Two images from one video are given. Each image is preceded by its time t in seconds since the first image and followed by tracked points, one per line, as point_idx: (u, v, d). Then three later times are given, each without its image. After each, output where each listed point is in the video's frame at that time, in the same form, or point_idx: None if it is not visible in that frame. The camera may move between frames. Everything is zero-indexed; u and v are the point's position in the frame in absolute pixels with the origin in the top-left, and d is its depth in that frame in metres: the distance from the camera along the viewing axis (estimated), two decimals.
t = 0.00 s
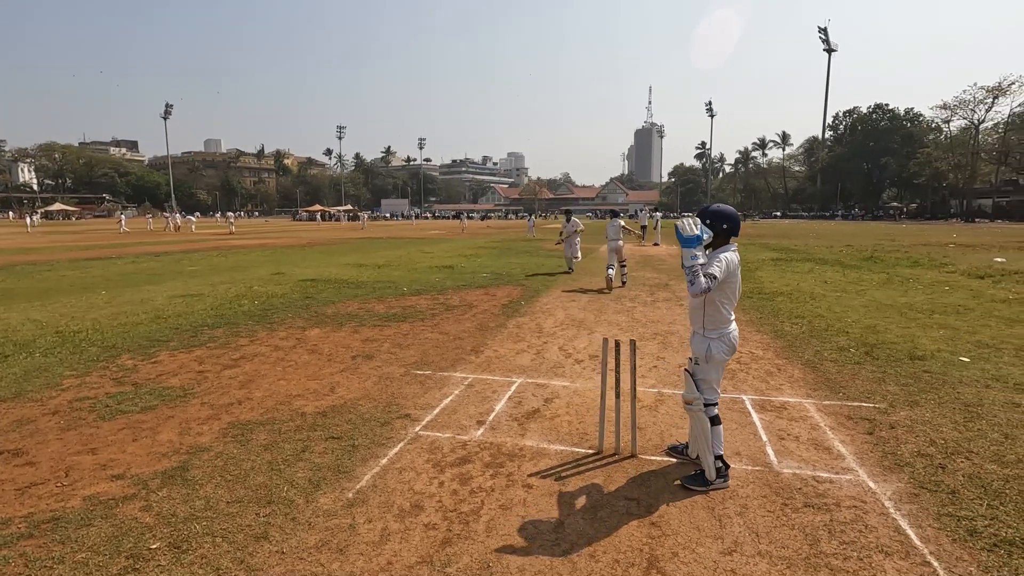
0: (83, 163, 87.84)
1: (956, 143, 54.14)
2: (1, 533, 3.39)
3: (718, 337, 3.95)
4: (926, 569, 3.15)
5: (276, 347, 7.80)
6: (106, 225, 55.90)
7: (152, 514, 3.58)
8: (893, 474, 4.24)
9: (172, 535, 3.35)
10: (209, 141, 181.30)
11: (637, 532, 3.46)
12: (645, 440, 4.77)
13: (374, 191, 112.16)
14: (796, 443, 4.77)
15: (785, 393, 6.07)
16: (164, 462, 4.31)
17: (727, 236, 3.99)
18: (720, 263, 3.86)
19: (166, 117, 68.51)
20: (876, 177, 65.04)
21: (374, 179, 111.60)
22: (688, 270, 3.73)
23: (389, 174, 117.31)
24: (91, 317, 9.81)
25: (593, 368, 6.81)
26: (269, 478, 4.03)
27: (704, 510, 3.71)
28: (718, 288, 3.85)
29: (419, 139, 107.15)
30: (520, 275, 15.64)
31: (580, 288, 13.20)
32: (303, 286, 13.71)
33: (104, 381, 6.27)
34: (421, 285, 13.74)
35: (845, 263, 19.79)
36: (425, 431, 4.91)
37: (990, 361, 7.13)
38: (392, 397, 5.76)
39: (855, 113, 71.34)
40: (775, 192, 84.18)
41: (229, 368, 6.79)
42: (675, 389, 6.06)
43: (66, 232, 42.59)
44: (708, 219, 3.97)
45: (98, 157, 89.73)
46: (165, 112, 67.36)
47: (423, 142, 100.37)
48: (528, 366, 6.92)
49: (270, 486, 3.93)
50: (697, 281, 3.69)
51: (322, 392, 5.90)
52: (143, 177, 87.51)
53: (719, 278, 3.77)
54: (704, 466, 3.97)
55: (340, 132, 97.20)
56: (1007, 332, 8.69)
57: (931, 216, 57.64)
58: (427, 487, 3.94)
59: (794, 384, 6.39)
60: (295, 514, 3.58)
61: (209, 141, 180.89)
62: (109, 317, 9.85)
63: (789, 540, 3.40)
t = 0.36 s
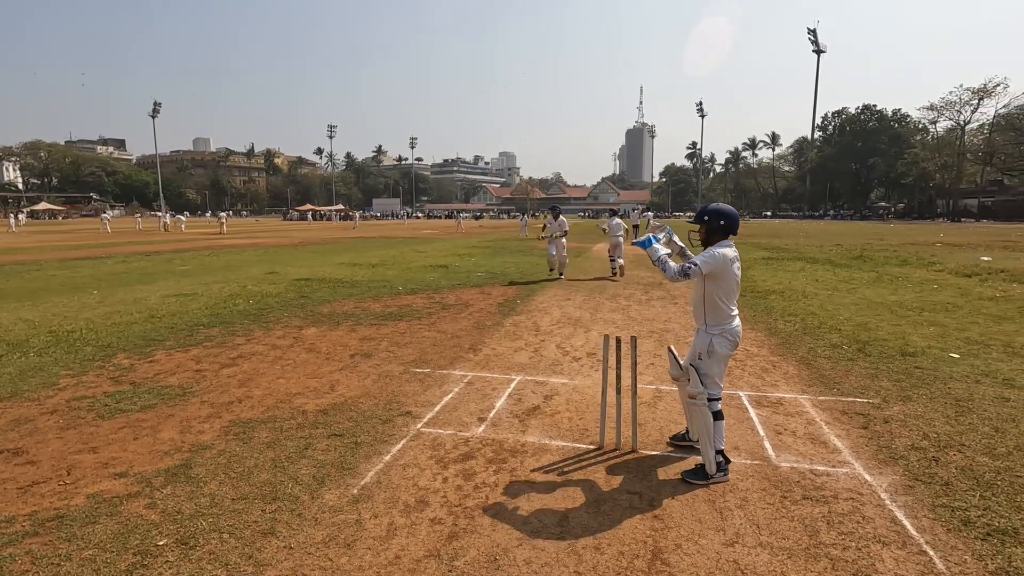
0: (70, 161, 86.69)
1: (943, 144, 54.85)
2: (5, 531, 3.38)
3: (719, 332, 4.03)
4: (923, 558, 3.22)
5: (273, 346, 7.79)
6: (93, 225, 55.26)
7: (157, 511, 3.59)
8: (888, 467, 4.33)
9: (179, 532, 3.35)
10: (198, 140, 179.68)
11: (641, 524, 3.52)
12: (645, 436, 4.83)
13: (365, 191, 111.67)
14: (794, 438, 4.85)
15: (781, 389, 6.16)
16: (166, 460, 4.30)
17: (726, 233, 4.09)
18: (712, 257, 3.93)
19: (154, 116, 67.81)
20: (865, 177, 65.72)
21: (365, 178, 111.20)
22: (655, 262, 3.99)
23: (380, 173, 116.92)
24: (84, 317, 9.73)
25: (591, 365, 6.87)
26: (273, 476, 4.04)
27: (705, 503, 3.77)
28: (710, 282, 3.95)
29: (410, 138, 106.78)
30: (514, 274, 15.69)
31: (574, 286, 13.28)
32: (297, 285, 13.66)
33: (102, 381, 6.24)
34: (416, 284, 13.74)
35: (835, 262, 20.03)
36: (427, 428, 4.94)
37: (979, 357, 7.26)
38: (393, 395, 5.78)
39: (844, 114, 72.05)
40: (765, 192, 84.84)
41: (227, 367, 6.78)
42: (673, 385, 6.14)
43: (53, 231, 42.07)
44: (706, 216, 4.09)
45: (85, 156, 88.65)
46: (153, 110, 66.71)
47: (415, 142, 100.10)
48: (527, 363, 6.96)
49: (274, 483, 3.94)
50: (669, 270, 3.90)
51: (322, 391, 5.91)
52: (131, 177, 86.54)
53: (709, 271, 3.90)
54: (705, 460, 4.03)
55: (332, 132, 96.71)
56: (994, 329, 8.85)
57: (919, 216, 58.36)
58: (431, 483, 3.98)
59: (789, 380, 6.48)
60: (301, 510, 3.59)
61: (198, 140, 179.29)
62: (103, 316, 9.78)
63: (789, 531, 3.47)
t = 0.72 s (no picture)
0: (64, 161, 86.23)
1: (938, 144, 55.13)
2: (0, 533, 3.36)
3: (709, 327, 4.06)
4: (920, 555, 3.24)
5: (270, 346, 7.77)
6: (88, 224, 54.90)
7: (155, 511, 3.58)
8: (885, 465, 4.35)
9: (177, 532, 3.34)
10: (193, 140, 179.09)
11: (639, 523, 3.52)
12: (643, 435, 4.84)
13: (361, 191, 111.38)
14: (790, 437, 4.87)
15: (778, 388, 6.17)
16: (163, 460, 4.29)
17: (712, 233, 4.13)
18: (695, 252, 3.99)
19: (150, 115, 67.38)
20: (860, 177, 65.95)
21: (362, 178, 110.98)
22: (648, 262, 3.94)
23: (377, 174, 116.71)
24: (80, 317, 9.67)
25: (589, 365, 6.87)
26: (270, 476, 4.03)
27: (703, 502, 3.78)
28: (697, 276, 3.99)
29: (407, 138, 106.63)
30: (512, 274, 15.69)
31: (571, 286, 13.29)
32: (294, 285, 13.62)
33: (98, 381, 6.21)
34: (413, 284, 13.70)
35: (832, 261, 20.11)
36: (425, 428, 4.93)
37: (975, 356, 7.30)
38: (391, 394, 5.78)
39: (840, 114, 72.30)
40: (761, 192, 85.07)
41: (224, 367, 6.75)
42: (670, 384, 6.15)
43: (47, 231, 41.76)
44: (691, 219, 4.14)
45: (79, 155, 88.04)
46: (148, 109, 66.42)
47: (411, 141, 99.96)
48: (525, 363, 6.97)
49: (272, 483, 3.93)
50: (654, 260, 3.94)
51: (319, 391, 5.90)
52: (126, 177, 85.99)
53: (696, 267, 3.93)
54: (702, 456, 4.04)
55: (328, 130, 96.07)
56: (989, 328, 8.91)
57: (914, 216, 58.63)
58: (429, 482, 3.97)
59: (786, 379, 6.50)
60: (299, 510, 3.58)
61: (193, 140, 178.74)
62: (98, 316, 9.73)
63: (788, 529, 3.48)
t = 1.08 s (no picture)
0: (58, 163, 85.75)
1: (933, 146, 55.43)
2: None
3: (698, 321, 4.07)
4: (918, 556, 3.24)
5: (266, 348, 7.74)
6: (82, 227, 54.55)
7: (150, 515, 3.55)
8: (882, 465, 4.36)
9: (173, 536, 3.32)
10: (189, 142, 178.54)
11: (638, 525, 3.52)
12: (641, 436, 4.84)
13: (358, 192, 111.21)
14: (788, 438, 4.87)
15: (775, 389, 6.18)
16: (159, 463, 4.26)
17: (704, 231, 4.13)
18: (690, 250, 4.02)
19: (145, 116, 67.11)
20: (855, 179, 66.23)
21: (359, 180, 110.92)
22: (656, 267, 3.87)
23: (374, 175, 116.61)
24: (75, 320, 9.62)
25: (587, 366, 6.87)
26: (268, 478, 4.01)
27: (702, 503, 3.78)
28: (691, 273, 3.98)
29: (404, 140, 106.60)
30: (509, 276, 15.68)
31: (568, 288, 13.29)
32: (291, 287, 13.58)
33: (93, 384, 6.16)
34: (409, 286, 13.68)
35: (828, 262, 20.18)
36: (423, 430, 4.92)
37: (971, 356, 7.33)
38: (388, 396, 5.76)
39: (835, 116, 72.64)
40: (757, 194, 85.36)
41: (220, 369, 6.72)
42: (668, 386, 6.16)
43: (40, 233, 41.46)
44: (687, 216, 4.13)
45: (74, 156, 87.61)
46: (144, 111, 66.21)
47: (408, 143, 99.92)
48: (523, 365, 6.96)
49: (269, 486, 3.91)
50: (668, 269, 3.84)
51: (316, 393, 5.88)
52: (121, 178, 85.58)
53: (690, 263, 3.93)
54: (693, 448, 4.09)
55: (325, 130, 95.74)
56: (984, 328, 8.95)
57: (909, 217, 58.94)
58: (427, 485, 3.95)
59: (783, 380, 6.50)
60: (297, 513, 3.56)
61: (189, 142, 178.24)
62: (93, 319, 9.67)
63: (786, 530, 3.48)
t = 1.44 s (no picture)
0: (49, 162, 85.02)
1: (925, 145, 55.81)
2: None
3: (692, 328, 4.07)
4: (913, 552, 3.27)
5: (262, 349, 7.71)
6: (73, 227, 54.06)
7: (147, 516, 3.53)
8: (877, 463, 4.39)
9: (170, 537, 3.31)
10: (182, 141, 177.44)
11: (636, 524, 3.53)
12: (638, 436, 4.85)
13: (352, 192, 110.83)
14: (784, 436, 4.90)
15: (771, 387, 6.22)
16: (155, 464, 4.24)
17: (701, 233, 4.14)
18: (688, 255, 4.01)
19: (137, 116, 66.58)
20: (848, 179, 66.58)
21: (353, 180, 110.57)
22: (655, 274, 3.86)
23: (368, 174, 116.26)
24: (67, 320, 9.55)
25: (583, 365, 6.88)
26: (265, 479, 4.00)
27: (699, 502, 3.80)
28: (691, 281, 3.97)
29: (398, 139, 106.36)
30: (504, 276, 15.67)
31: (564, 288, 13.29)
32: (286, 287, 13.53)
33: (87, 385, 6.12)
34: (405, 286, 13.65)
35: (821, 261, 20.29)
36: (420, 430, 4.91)
37: (963, 355, 7.39)
38: (385, 396, 5.75)
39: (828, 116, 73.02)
40: (751, 194, 85.71)
41: (215, 370, 6.69)
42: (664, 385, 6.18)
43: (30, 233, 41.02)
44: (684, 217, 4.13)
45: (65, 156, 86.87)
46: (136, 109, 65.77)
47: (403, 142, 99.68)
48: (519, 364, 6.96)
49: (266, 487, 3.90)
50: (669, 278, 3.84)
51: (312, 393, 5.86)
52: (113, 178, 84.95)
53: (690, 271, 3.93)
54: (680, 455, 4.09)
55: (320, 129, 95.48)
56: (977, 327, 9.01)
57: (901, 216, 59.32)
58: (425, 485, 3.95)
59: (778, 379, 6.54)
60: (294, 514, 3.55)
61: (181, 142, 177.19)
62: (86, 319, 9.60)
63: (782, 528, 3.50)
